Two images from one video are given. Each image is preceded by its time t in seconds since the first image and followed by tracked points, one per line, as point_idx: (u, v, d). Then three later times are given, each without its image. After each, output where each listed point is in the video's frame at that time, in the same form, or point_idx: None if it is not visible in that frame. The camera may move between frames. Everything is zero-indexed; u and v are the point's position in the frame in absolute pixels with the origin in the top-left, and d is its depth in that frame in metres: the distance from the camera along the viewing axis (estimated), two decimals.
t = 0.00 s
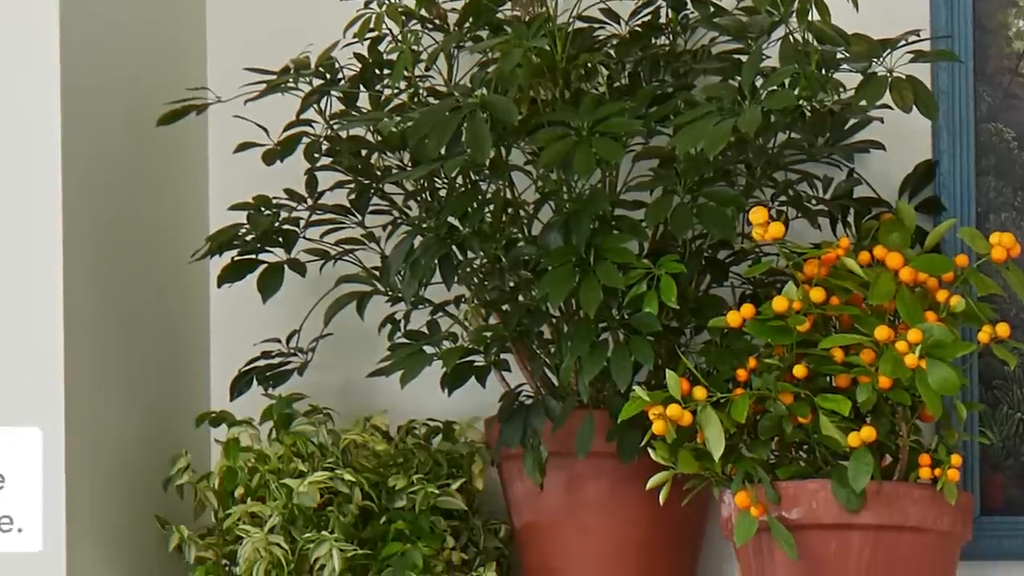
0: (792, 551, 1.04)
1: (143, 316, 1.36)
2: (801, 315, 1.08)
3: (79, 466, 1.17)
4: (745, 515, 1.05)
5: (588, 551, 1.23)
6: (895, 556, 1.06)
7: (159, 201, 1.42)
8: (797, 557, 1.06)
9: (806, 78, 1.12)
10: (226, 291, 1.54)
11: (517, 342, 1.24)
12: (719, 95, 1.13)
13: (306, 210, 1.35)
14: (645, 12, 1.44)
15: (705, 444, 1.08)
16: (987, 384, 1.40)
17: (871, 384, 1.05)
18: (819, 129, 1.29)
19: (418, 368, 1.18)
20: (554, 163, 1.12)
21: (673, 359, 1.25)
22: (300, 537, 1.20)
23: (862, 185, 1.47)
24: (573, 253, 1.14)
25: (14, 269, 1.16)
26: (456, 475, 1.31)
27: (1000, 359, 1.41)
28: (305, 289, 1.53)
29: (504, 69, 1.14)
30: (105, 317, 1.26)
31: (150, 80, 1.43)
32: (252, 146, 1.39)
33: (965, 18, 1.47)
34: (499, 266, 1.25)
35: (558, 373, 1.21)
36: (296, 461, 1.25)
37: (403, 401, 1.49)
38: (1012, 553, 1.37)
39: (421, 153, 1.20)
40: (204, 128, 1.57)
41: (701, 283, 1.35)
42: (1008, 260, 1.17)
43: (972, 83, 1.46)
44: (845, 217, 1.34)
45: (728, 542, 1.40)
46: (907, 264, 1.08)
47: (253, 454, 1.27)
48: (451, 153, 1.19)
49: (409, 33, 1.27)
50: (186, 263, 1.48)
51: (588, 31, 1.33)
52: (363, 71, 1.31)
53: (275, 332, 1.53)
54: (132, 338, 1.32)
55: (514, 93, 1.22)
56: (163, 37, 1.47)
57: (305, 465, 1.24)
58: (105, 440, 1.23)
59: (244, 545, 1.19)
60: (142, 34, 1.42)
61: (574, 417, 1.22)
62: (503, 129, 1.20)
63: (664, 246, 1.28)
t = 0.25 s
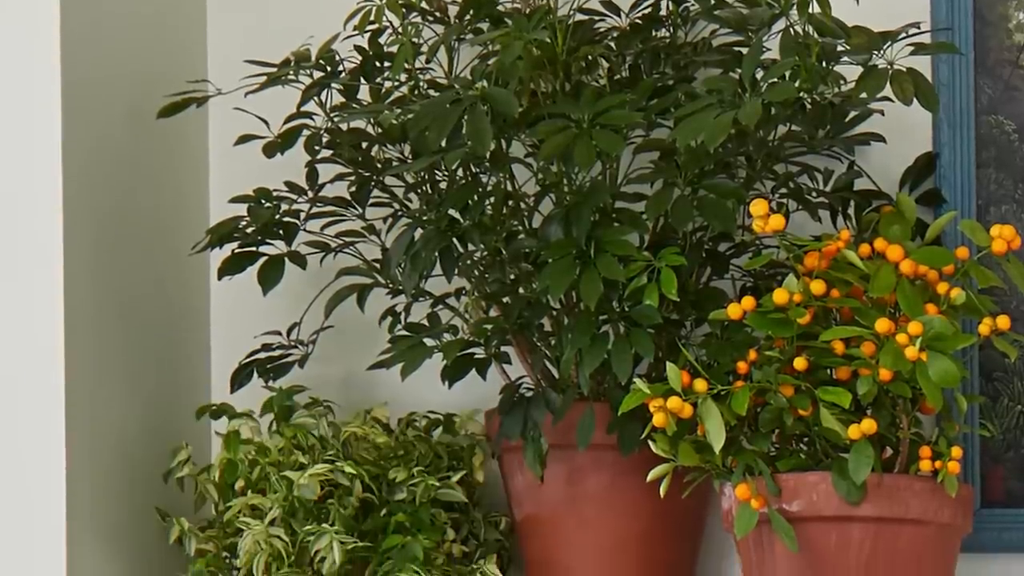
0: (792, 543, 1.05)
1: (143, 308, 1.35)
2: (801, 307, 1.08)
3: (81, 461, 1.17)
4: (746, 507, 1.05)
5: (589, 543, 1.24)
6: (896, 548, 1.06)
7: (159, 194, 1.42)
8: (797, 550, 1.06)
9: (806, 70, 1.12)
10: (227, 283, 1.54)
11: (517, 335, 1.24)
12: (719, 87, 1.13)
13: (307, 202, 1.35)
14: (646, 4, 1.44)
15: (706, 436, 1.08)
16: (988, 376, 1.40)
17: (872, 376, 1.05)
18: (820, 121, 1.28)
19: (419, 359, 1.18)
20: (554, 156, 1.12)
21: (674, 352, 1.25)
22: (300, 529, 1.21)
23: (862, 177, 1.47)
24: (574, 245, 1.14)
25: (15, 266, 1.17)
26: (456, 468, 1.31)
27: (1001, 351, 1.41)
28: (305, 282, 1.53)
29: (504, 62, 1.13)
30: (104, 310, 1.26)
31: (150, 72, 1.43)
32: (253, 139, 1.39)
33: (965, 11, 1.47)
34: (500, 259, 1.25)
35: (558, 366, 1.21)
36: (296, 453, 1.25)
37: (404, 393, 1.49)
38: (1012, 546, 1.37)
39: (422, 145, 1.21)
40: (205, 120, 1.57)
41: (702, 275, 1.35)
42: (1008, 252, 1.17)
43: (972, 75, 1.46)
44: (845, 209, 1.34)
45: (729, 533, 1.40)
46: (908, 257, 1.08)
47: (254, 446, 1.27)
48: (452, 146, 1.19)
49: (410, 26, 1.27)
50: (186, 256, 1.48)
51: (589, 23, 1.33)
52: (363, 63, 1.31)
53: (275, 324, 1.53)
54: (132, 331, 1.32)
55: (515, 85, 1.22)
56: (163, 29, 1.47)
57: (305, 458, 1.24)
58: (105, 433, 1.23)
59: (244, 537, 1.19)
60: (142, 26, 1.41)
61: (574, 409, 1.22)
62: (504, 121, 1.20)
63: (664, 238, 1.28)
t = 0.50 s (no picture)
0: (794, 535, 1.04)
1: (143, 299, 1.35)
2: (802, 299, 1.08)
3: (81, 454, 1.17)
4: (747, 499, 1.05)
5: (589, 535, 1.23)
6: (896, 540, 1.06)
7: (160, 185, 1.42)
8: (798, 542, 1.06)
9: (807, 62, 1.12)
10: (227, 274, 1.54)
11: (517, 327, 1.24)
12: (719, 79, 1.13)
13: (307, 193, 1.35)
14: None
15: (706, 428, 1.08)
16: (988, 367, 1.40)
17: (872, 367, 1.05)
18: (821, 112, 1.28)
19: (420, 351, 1.18)
20: (555, 147, 1.12)
21: (674, 343, 1.25)
22: (301, 521, 1.21)
23: (863, 168, 1.47)
24: (574, 237, 1.13)
25: (15, 259, 1.16)
26: (457, 460, 1.31)
27: (1002, 342, 1.41)
28: (306, 273, 1.53)
29: (505, 53, 1.13)
30: (104, 301, 1.25)
31: (150, 64, 1.43)
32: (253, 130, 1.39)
33: (966, 2, 1.46)
34: (501, 250, 1.24)
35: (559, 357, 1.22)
36: (297, 445, 1.25)
37: (404, 385, 1.48)
38: (1013, 537, 1.37)
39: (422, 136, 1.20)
40: (206, 111, 1.57)
41: (703, 267, 1.35)
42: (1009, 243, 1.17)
43: (973, 67, 1.46)
44: (846, 201, 1.34)
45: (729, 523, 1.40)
46: (909, 248, 1.08)
47: (254, 438, 1.27)
48: (452, 137, 1.18)
49: (410, 17, 1.27)
50: (187, 247, 1.48)
51: (589, 14, 1.32)
52: (364, 55, 1.30)
53: (276, 316, 1.53)
54: (132, 322, 1.32)
55: (516, 77, 1.21)
56: (163, 20, 1.46)
57: (306, 449, 1.24)
58: (105, 425, 1.23)
59: (244, 529, 1.19)
60: (142, 17, 1.41)
61: (574, 401, 1.22)
62: (504, 112, 1.20)
63: (665, 229, 1.28)
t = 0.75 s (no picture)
0: (796, 526, 1.04)
1: (143, 289, 1.35)
2: (803, 289, 1.08)
3: (81, 446, 1.17)
4: (748, 489, 1.05)
5: (590, 526, 1.24)
6: (898, 530, 1.06)
7: (160, 175, 1.42)
8: (799, 532, 1.06)
9: (808, 53, 1.12)
10: (228, 265, 1.53)
11: (517, 318, 1.24)
12: (720, 70, 1.13)
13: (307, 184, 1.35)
14: None
15: (707, 419, 1.08)
16: (989, 358, 1.40)
17: (873, 358, 1.05)
18: (822, 103, 1.28)
19: (420, 341, 1.18)
20: (555, 138, 1.12)
21: (675, 334, 1.24)
22: (301, 512, 1.21)
23: (864, 159, 1.47)
24: (574, 228, 1.13)
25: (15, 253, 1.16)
26: (457, 450, 1.31)
27: (1002, 333, 1.41)
28: (306, 264, 1.53)
29: (506, 44, 1.13)
30: (104, 292, 1.25)
31: (150, 55, 1.42)
32: (254, 121, 1.39)
33: None
34: (501, 241, 1.23)
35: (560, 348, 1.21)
36: (297, 436, 1.25)
37: (404, 376, 1.48)
38: (1014, 528, 1.37)
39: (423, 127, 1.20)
40: (206, 102, 1.57)
41: (703, 257, 1.35)
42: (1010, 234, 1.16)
43: (973, 57, 1.46)
44: (847, 191, 1.33)
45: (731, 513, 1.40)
46: (909, 239, 1.07)
47: (255, 428, 1.27)
48: (453, 128, 1.18)
49: (411, 8, 1.26)
50: (188, 237, 1.48)
51: (589, 4, 1.31)
52: (364, 45, 1.30)
53: (276, 306, 1.52)
54: (132, 312, 1.32)
55: (516, 68, 1.21)
56: (163, 11, 1.46)
57: (306, 440, 1.24)
58: (105, 417, 1.23)
59: (245, 520, 1.20)
60: (142, 8, 1.40)
61: (575, 392, 1.22)
62: (505, 103, 1.20)
63: (666, 220, 1.28)
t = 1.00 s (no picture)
0: (796, 517, 1.04)
1: (143, 280, 1.35)
2: (803, 280, 1.08)
3: (81, 437, 1.17)
4: (748, 480, 1.05)
5: (590, 516, 1.24)
6: (898, 521, 1.06)
7: (160, 166, 1.42)
8: (799, 523, 1.06)
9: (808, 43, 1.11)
10: (229, 255, 1.53)
11: (517, 308, 1.24)
12: (720, 60, 1.12)
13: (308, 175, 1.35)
14: None
15: (707, 409, 1.08)
16: (989, 349, 1.40)
17: (874, 348, 1.05)
18: (822, 94, 1.28)
19: (421, 331, 1.19)
20: (555, 129, 1.12)
21: (676, 323, 1.24)
22: (302, 502, 1.21)
23: (865, 150, 1.46)
24: (575, 218, 1.13)
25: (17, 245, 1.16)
26: (458, 441, 1.31)
27: (1003, 324, 1.41)
28: (307, 254, 1.53)
29: (506, 34, 1.13)
30: (104, 283, 1.25)
31: (150, 45, 1.42)
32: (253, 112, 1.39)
33: None
34: (502, 232, 1.23)
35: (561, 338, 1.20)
36: (298, 426, 1.25)
37: (404, 366, 1.48)
38: (1014, 519, 1.37)
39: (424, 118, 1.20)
40: (207, 93, 1.57)
41: (704, 248, 1.34)
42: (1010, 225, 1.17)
43: (974, 48, 1.45)
44: (847, 181, 1.33)
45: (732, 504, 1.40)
46: (909, 230, 1.07)
47: (256, 418, 1.27)
48: (453, 118, 1.18)
49: None
50: (189, 227, 1.47)
51: None
52: (365, 36, 1.30)
53: (277, 297, 1.52)
54: (132, 303, 1.31)
55: (516, 58, 1.21)
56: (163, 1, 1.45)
57: (306, 430, 1.24)
58: (105, 409, 1.23)
59: (245, 509, 1.20)
60: None
61: (576, 382, 1.23)
62: (506, 93, 1.19)
63: (666, 210, 1.27)
